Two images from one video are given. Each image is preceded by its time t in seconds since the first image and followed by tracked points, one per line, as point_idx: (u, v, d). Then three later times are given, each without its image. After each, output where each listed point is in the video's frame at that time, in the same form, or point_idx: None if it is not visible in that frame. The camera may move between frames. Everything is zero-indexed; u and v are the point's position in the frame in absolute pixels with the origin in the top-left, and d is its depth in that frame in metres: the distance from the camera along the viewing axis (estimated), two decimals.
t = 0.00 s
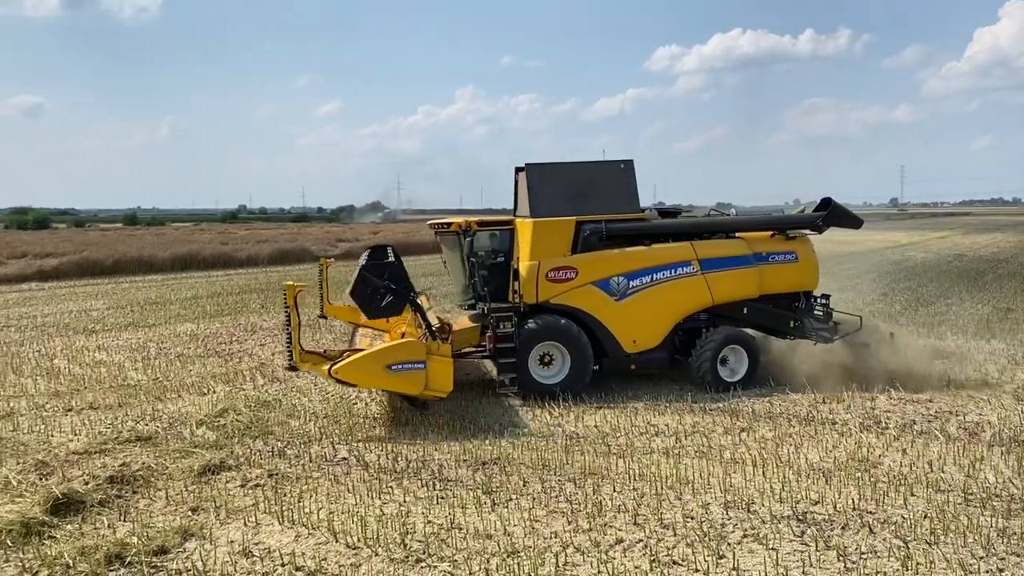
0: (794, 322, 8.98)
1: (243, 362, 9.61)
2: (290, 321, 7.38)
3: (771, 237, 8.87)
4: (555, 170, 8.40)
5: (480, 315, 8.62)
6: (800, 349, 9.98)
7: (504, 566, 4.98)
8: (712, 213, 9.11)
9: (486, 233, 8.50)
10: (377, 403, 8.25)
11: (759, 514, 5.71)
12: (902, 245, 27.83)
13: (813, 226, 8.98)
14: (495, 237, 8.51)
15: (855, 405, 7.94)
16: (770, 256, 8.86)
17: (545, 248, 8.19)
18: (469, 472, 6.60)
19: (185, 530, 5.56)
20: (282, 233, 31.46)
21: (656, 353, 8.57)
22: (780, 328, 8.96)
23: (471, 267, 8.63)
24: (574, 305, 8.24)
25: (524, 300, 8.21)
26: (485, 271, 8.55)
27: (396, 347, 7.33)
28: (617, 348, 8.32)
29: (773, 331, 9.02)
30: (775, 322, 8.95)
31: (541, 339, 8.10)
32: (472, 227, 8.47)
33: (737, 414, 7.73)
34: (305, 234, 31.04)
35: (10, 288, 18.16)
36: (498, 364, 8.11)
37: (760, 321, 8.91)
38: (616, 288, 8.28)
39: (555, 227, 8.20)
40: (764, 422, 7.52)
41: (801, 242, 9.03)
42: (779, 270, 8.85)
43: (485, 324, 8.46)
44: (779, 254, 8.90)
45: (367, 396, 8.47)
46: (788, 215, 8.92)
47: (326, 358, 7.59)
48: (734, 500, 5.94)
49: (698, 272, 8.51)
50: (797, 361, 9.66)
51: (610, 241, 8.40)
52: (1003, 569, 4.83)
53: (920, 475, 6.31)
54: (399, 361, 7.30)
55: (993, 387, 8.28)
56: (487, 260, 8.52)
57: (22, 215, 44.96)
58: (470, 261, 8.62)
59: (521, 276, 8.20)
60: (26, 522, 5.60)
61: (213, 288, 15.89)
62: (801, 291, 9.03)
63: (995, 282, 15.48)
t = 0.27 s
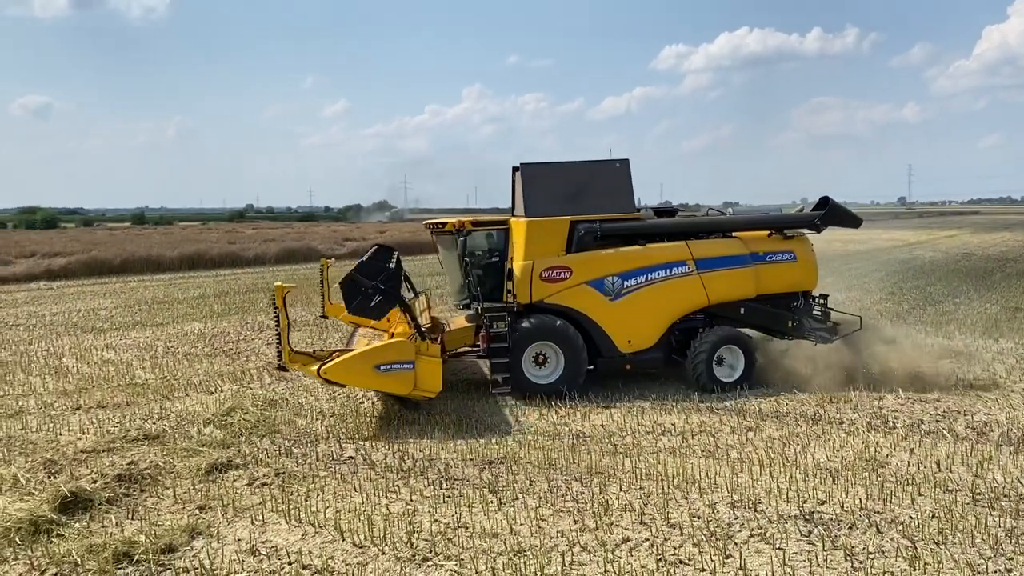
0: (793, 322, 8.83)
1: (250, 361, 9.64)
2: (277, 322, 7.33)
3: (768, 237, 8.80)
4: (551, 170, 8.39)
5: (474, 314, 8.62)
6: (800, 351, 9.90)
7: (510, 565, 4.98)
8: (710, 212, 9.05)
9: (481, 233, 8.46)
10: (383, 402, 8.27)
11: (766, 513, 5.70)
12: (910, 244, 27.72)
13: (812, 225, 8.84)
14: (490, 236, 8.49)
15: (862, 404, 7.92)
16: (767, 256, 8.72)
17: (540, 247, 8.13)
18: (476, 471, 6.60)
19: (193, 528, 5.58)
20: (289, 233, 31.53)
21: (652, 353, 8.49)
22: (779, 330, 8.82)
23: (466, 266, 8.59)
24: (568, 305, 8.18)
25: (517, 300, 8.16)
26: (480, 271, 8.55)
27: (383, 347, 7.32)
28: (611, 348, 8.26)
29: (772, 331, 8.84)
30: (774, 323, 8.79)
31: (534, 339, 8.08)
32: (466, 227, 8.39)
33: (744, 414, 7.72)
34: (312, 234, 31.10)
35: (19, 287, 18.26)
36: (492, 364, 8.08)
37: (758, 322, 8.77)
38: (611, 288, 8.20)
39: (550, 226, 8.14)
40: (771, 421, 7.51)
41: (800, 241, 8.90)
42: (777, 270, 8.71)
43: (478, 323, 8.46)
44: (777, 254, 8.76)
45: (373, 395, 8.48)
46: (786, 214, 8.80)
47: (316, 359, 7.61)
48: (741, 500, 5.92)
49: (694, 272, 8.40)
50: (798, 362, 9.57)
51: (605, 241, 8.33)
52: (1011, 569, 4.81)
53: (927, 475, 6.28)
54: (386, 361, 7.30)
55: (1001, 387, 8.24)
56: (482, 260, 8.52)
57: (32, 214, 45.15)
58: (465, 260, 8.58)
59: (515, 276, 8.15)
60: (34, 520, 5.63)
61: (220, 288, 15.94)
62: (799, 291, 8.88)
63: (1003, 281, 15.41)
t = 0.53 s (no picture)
0: (791, 322, 8.64)
1: (255, 360, 9.67)
2: (269, 321, 7.39)
3: (766, 237, 8.66)
4: (546, 169, 8.37)
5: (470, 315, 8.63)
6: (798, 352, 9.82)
7: (515, 564, 4.98)
8: (709, 211, 8.96)
9: (476, 232, 8.49)
10: (388, 401, 8.27)
11: (772, 512, 5.69)
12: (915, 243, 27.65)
13: (811, 225, 8.70)
14: (485, 235, 8.50)
15: (868, 403, 7.91)
16: (765, 255, 8.57)
17: (534, 247, 8.13)
18: (480, 470, 6.61)
19: (198, 526, 5.60)
20: (293, 232, 31.57)
21: (649, 354, 8.40)
22: (779, 330, 8.68)
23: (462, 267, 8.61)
24: (563, 305, 8.15)
25: (512, 299, 8.16)
26: (475, 270, 8.59)
27: (373, 347, 7.35)
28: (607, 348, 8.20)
29: (771, 331, 8.71)
30: (774, 323, 8.64)
31: (528, 339, 8.06)
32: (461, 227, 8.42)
33: (749, 413, 7.70)
34: (317, 233, 31.15)
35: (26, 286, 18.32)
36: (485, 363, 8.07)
37: (758, 323, 8.62)
38: (606, 288, 8.15)
39: (544, 226, 8.14)
40: (776, 420, 7.50)
41: (801, 241, 8.72)
42: (775, 270, 8.56)
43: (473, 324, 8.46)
44: (775, 253, 8.60)
45: (378, 394, 8.49)
46: (784, 213, 8.68)
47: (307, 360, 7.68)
48: (746, 499, 5.91)
49: (690, 272, 8.30)
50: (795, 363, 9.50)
51: (600, 240, 8.29)
52: (1017, 569, 4.80)
53: (933, 474, 6.27)
54: (376, 362, 7.32)
55: (1007, 386, 8.21)
56: (477, 259, 8.55)
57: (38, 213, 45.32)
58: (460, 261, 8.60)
59: (509, 276, 8.15)
60: (40, 518, 5.65)
61: (226, 286, 15.97)
62: (798, 291, 8.72)
63: (1009, 280, 15.36)
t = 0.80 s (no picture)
0: (789, 322, 8.57)
1: (258, 358, 9.68)
2: (262, 320, 7.41)
3: (764, 236, 8.59)
4: (542, 168, 8.38)
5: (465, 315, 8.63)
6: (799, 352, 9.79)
7: (518, 562, 4.98)
8: (707, 211, 8.92)
9: (472, 231, 8.52)
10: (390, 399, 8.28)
11: (775, 511, 5.68)
12: (918, 242, 27.62)
13: (809, 224, 8.62)
14: (482, 235, 8.52)
15: (872, 402, 7.90)
16: (763, 255, 8.49)
17: (529, 246, 8.13)
18: (483, 469, 6.61)
19: (202, 524, 5.60)
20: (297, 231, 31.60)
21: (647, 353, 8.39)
22: (777, 331, 8.62)
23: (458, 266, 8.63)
24: (558, 305, 8.14)
25: (507, 299, 8.15)
26: (472, 269, 8.58)
27: (366, 346, 7.37)
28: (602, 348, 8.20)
29: (770, 331, 8.65)
30: (773, 324, 8.58)
31: (523, 339, 8.06)
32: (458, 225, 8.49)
33: (752, 412, 7.70)
34: (320, 232, 31.17)
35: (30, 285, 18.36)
36: (480, 363, 8.09)
37: (756, 323, 8.57)
38: (601, 288, 8.14)
39: (540, 225, 8.14)
40: (779, 419, 7.49)
41: (799, 241, 8.64)
42: (773, 270, 8.49)
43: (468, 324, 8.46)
44: (774, 253, 8.52)
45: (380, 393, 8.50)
46: (782, 213, 8.61)
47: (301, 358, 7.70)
48: (749, 498, 5.91)
49: (686, 272, 8.26)
50: (796, 364, 9.46)
51: (596, 240, 8.27)
52: (1021, 568, 4.79)
53: (937, 474, 6.25)
54: (368, 361, 7.34)
55: (1010, 385, 8.19)
56: (474, 258, 8.56)
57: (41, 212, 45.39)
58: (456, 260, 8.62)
59: (504, 275, 8.15)
60: (45, 516, 5.66)
61: (229, 285, 15.99)
62: (797, 291, 8.63)
63: (1013, 279, 15.34)
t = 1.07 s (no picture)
0: (788, 323, 8.59)
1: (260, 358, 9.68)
2: (257, 319, 7.40)
3: (762, 236, 8.55)
4: (539, 168, 8.37)
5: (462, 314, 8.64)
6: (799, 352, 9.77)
7: (520, 561, 4.99)
8: (705, 211, 8.89)
9: (469, 231, 8.50)
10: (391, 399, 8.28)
11: (777, 511, 5.68)
12: (920, 241, 27.59)
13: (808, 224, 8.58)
14: (479, 234, 8.50)
15: (874, 401, 7.90)
16: (760, 255, 8.46)
17: (526, 246, 8.12)
18: (485, 468, 6.61)
19: (204, 523, 5.60)
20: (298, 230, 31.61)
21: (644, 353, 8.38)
22: (775, 331, 8.61)
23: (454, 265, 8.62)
24: (555, 304, 8.12)
25: (504, 299, 8.15)
26: (469, 268, 8.56)
27: (360, 346, 7.37)
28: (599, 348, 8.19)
29: (768, 331, 8.63)
30: (771, 324, 8.57)
31: (520, 339, 8.06)
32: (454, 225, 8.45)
33: (754, 411, 7.69)
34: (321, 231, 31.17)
35: (33, 283, 18.38)
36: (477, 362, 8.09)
37: (754, 323, 8.56)
38: (598, 287, 8.12)
39: (537, 224, 8.13)
40: (781, 419, 7.48)
41: (797, 241, 8.61)
42: (770, 270, 8.45)
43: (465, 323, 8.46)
44: (771, 253, 8.49)
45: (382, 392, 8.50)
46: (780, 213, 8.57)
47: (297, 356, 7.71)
48: (751, 497, 5.90)
49: (684, 272, 8.23)
50: (796, 363, 9.44)
51: (593, 240, 8.26)
52: None
53: (939, 473, 6.25)
54: (362, 360, 7.34)
55: (1013, 385, 8.18)
56: (471, 257, 8.54)
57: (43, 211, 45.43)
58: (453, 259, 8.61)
59: (501, 275, 8.15)
60: (47, 515, 5.67)
61: (231, 284, 15.99)
62: (795, 291, 8.60)
63: (1015, 278, 15.32)
